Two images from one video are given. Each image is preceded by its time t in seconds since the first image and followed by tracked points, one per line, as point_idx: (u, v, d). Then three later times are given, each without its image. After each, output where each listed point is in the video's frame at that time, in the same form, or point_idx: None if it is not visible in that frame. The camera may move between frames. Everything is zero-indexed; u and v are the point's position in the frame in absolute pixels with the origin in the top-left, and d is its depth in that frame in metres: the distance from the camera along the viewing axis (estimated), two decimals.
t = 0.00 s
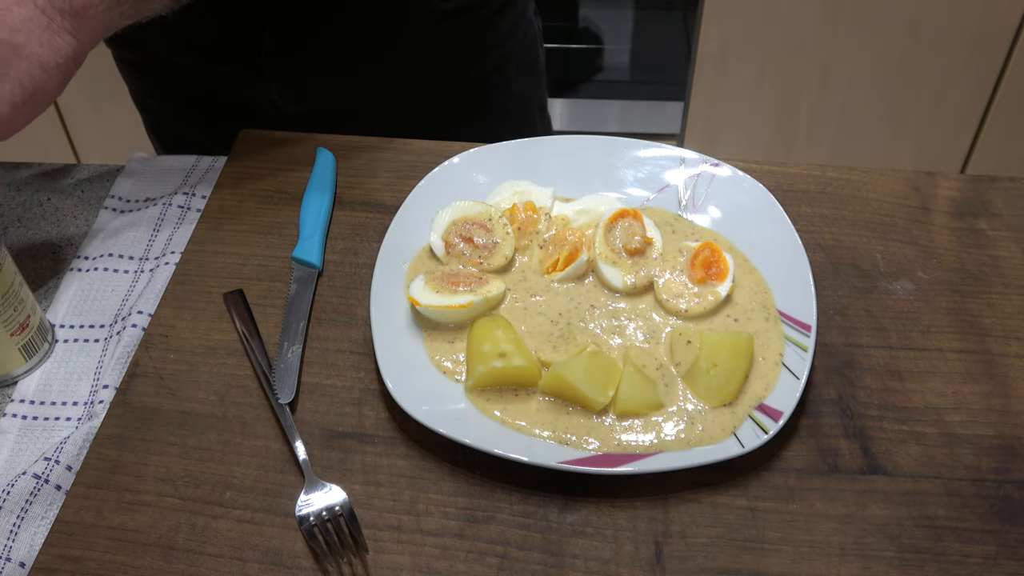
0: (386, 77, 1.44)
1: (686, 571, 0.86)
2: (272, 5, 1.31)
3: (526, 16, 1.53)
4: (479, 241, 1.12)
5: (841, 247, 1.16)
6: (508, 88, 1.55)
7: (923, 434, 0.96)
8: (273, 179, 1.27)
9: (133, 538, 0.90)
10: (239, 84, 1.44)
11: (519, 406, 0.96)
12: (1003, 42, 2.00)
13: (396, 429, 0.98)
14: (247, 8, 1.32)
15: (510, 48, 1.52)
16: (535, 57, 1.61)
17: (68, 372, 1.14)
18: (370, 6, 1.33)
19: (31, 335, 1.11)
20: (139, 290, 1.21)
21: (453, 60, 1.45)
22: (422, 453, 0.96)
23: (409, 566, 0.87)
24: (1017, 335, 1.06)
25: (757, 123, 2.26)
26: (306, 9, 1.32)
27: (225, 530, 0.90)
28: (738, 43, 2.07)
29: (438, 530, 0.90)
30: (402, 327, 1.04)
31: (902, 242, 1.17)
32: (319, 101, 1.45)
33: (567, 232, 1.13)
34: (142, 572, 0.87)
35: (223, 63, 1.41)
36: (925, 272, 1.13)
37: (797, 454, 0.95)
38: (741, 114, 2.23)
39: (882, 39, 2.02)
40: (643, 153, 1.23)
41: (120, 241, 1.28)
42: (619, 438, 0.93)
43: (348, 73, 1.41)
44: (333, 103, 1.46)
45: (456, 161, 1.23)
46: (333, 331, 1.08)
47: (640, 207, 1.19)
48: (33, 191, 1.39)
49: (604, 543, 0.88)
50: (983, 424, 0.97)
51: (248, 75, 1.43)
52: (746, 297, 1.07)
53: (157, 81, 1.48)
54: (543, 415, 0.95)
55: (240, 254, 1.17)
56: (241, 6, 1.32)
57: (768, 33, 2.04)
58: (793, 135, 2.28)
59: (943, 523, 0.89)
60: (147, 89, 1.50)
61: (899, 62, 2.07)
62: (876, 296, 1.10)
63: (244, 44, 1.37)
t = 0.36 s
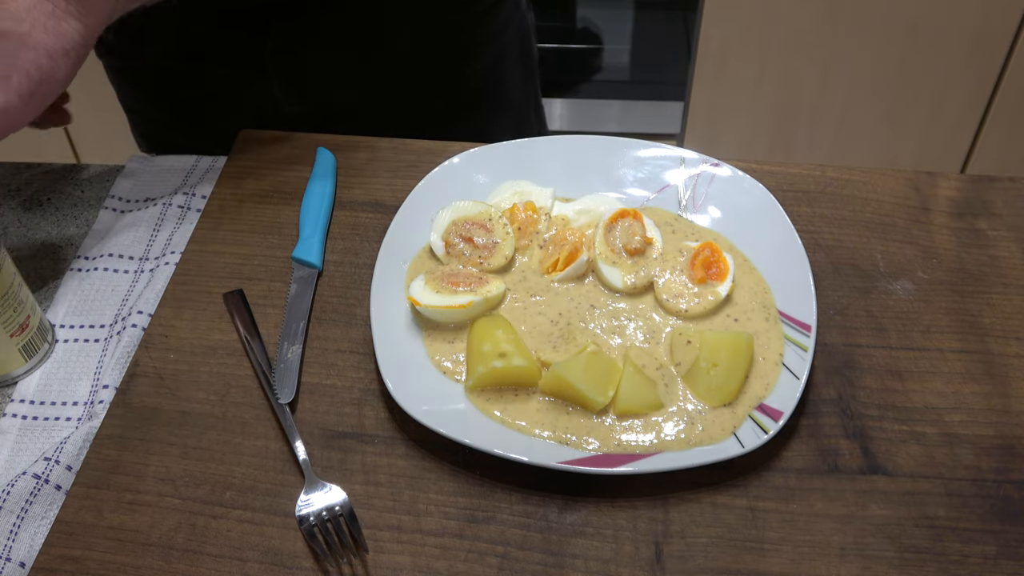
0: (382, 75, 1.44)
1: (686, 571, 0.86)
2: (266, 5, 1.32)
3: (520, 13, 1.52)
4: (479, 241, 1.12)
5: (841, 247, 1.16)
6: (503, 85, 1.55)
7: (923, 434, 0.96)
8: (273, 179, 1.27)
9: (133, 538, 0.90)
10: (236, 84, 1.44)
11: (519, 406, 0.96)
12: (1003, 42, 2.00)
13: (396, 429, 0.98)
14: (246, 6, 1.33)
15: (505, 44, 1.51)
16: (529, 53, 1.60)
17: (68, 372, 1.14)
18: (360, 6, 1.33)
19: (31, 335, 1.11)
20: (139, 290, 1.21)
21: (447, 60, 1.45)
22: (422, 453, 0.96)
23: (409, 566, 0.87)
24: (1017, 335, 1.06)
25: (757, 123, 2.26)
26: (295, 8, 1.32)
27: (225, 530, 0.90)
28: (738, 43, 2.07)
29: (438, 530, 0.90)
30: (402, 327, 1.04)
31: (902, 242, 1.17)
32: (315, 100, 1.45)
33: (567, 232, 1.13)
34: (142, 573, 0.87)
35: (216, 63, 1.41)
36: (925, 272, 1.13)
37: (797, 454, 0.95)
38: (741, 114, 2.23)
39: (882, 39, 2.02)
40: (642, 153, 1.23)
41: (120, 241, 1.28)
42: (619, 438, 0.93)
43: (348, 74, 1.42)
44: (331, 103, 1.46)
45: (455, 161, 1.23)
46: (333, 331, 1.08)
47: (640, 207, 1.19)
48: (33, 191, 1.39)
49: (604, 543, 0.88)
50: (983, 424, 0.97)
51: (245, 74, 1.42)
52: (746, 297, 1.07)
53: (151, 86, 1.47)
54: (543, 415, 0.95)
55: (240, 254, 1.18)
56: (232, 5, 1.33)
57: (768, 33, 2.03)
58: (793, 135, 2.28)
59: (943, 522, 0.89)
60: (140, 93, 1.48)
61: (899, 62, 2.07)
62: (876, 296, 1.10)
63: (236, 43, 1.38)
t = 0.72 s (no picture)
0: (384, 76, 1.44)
1: (686, 571, 0.86)
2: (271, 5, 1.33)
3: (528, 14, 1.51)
4: (479, 241, 1.12)
5: (841, 247, 1.16)
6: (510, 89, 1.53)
7: (923, 434, 0.96)
8: (273, 179, 1.27)
9: (133, 538, 0.90)
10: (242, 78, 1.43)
11: (519, 406, 0.96)
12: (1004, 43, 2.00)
13: (396, 428, 0.98)
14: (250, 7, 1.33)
15: (513, 46, 1.48)
16: (535, 52, 1.57)
17: (67, 371, 1.14)
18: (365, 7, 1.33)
19: (31, 335, 1.11)
20: (139, 290, 1.21)
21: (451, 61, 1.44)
22: (422, 453, 0.96)
23: (409, 565, 0.87)
24: (1017, 335, 1.06)
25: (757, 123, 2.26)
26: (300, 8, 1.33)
27: (225, 530, 0.90)
28: (737, 43, 2.07)
29: (438, 530, 0.90)
30: (402, 327, 1.04)
31: (902, 242, 1.17)
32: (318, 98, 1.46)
33: (567, 232, 1.13)
34: (142, 572, 0.87)
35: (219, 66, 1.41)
36: (925, 272, 1.13)
37: (797, 454, 0.95)
38: (741, 114, 2.23)
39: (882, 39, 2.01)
40: (642, 153, 1.23)
41: (120, 241, 1.27)
42: (619, 438, 0.93)
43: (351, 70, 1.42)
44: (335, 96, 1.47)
45: (455, 161, 1.23)
46: (333, 331, 1.08)
47: (640, 207, 1.19)
48: (33, 190, 1.39)
49: (604, 543, 0.88)
50: (983, 424, 0.97)
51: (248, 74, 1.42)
52: (746, 297, 1.07)
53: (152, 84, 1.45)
54: (543, 415, 0.95)
55: (240, 254, 1.17)
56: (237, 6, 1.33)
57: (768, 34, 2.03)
58: (794, 134, 2.28)
59: (943, 523, 0.89)
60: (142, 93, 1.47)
61: (899, 62, 2.07)
62: (876, 295, 1.10)
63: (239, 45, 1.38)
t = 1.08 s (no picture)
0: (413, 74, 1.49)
1: (686, 571, 0.86)
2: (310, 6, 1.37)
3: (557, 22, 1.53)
4: (479, 241, 1.12)
5: (840, 247, 1.16)
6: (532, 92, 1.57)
7: (924, 434, 0.96)
8: (273, 179, 1.27)
9: (133, 538, 0.90)
10: (262, 80, 1.44)
11: (519, 406, 0.96)
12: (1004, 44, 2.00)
13: (396, 428, 0.98)
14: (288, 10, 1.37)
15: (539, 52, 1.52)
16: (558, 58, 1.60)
17: (67, 372, 1.13)
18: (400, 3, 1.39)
19: (31, 335, 1.11)
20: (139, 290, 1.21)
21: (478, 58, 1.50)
22: (422, 453, 0.96)
23: (409, 565, 0.87)
24: (1017, 335, 1.06)
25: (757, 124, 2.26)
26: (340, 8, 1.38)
27: (225, 530, 0.90)
28: (737, 44, 2.07)
29: (438, 530, 0.90)
30: (402, 327, 1.04)
31: (902, 242, 1.17)
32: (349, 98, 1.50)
33: (567, 232, 1.13)
34: (142, 572, 0.87)
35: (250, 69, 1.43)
36: (925, 272, 1.13)
37: (797, 454, 0.95)
38: (741, 114, 2.24)
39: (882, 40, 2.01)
40: (642, 153, 1.23)
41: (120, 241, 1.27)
42: (619, 438, 0.93)
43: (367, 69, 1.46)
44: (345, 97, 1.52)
45: (456, 161, 1.23)
46: (333, 332, 1.08)
47: (640, 207, 1.19)
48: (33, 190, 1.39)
49: (604, 543, 0.88)
50: (983, 424, 0.97)
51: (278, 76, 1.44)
52: (746, 297, 1.07)
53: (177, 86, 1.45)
54: (543, 415, 0.95)
55: (240, 254, 1.18)
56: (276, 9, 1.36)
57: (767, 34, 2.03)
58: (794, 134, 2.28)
59: (943, 523, 0.89)
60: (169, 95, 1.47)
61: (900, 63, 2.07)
62: (876, 295, 1.10)
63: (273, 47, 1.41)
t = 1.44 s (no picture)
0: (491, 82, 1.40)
1: (686, 571, 0.86)
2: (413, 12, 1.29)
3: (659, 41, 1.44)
4: (479, 242, 1.12)
5: (840, 247, 1.16)
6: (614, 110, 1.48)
7: (924, 434, 0.96)
8: (273, 179, 1.27)
9: (133, 538, 0.90)
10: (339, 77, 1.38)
11: (518, 406, 0.96)
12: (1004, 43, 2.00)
13: (396, 428, 0.98)
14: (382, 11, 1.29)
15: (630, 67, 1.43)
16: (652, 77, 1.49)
17: (67, 372, 1.13)
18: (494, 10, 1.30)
19: (31, 335, 1.11)
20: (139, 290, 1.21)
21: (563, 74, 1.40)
22: (422, 453, 0.96)
23: (409, 565, 0.87)
24: (1017, 335, 1.06)
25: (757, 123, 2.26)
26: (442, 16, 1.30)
27: (225, 530, 0.90)
28: (737, 43, 2.07)
29: (438, 530, 0.90)
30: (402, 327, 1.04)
31: (903, 243, 1.17)
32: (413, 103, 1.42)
33: (567, 232, 1.13)
34: (142, 572, 0.87)
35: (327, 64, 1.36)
36: (925, 272, 1.13)
37: (796, 454, 0.95)
38: (741, 114, 2.23)
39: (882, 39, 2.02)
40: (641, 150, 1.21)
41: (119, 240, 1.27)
42: (619, 438, 0.93)
43: (425, 59, 1.36)
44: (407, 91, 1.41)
45: (455, 161, 1.20)
46: (333, 332, 1.08)
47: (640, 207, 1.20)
48: (33, 190, 1.39)
49: (604, 543, 0.89)
50: (983, 424, 0.97)
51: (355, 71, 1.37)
52: (746, 296, 1.07)
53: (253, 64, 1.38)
54: (543, 415, 0.95)
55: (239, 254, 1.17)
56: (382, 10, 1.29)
57: (767, 33, 2.03)
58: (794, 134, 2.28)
59: (943, 523, 0.89)
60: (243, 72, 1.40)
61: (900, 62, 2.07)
62: (876, 295, 1.10)
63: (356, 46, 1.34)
